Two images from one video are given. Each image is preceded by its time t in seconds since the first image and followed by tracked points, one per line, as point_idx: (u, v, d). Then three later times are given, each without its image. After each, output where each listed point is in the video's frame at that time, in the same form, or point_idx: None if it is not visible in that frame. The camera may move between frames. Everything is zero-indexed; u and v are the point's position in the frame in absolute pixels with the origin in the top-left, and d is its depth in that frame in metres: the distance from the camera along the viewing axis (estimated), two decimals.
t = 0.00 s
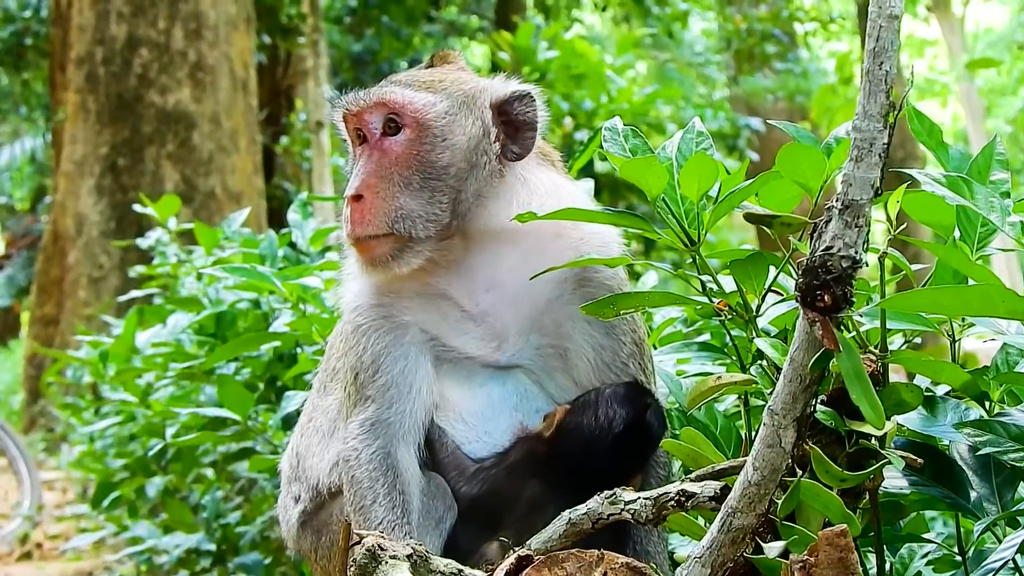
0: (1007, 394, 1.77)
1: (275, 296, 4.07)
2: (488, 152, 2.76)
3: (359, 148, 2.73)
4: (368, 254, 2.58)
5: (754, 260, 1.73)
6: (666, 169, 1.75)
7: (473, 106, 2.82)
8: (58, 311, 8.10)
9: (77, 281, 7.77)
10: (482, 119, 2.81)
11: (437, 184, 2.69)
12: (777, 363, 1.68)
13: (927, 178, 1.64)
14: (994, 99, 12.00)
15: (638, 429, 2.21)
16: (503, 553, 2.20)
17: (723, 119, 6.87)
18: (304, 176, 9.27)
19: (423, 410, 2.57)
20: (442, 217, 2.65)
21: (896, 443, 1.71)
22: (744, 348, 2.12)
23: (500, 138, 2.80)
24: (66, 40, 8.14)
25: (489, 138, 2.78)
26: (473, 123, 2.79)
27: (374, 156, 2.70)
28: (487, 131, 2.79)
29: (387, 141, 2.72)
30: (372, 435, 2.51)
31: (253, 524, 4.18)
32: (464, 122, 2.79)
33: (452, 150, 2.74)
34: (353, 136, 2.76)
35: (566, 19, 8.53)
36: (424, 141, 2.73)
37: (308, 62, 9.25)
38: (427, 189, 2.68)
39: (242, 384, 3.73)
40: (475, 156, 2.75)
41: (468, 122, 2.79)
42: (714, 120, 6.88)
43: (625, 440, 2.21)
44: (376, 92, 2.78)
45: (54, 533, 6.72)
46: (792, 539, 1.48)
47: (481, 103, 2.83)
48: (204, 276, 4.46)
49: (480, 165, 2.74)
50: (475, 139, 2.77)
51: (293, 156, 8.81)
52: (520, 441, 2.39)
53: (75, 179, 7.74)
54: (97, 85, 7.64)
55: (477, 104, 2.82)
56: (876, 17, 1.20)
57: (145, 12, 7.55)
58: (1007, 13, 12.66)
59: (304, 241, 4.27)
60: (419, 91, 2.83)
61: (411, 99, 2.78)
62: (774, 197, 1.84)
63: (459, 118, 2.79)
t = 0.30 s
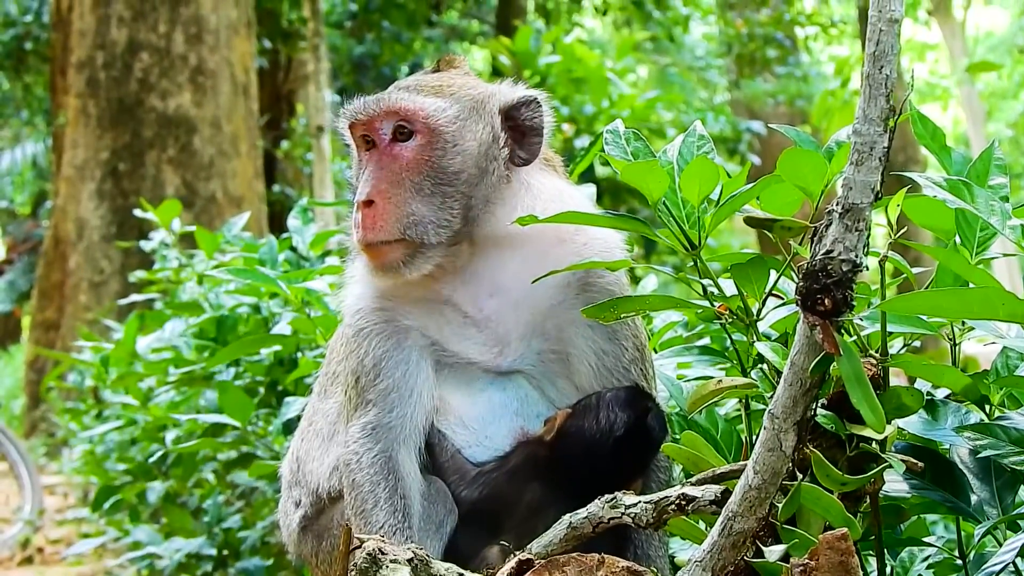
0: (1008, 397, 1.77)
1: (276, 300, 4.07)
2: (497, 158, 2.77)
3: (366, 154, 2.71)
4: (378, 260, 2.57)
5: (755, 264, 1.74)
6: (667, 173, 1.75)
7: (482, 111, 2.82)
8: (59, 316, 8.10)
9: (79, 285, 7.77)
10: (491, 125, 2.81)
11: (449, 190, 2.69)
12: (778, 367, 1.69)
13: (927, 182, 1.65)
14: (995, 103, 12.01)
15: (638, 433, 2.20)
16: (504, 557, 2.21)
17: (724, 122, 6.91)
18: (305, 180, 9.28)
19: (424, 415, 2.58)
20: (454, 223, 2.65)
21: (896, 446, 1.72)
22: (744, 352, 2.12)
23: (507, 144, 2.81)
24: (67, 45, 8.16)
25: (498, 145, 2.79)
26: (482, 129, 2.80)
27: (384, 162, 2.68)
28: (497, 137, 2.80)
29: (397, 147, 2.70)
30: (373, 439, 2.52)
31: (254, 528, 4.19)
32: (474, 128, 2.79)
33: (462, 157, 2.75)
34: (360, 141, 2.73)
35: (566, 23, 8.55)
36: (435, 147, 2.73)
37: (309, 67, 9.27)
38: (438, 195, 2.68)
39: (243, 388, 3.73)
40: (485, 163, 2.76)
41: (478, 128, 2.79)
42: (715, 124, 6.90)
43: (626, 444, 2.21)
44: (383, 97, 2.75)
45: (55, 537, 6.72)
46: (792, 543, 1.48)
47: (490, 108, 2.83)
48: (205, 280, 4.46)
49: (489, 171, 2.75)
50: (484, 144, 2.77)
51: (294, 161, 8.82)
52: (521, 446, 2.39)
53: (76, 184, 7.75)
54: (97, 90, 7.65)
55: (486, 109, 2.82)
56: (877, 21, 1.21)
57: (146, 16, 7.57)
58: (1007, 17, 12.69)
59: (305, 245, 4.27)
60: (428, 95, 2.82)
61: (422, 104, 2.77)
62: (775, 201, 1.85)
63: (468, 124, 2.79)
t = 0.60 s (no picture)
0: (1008, 400, 1.77)
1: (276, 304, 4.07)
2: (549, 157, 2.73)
3: (433, 142, 2.52)
4: (463, 249, 2.44)
5: (755, 267, 1.74)
6: (667, 176, 1.75)
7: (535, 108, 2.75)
8: (60, 319, 8.10)
9: (79, 289, 7.78)
10: (541, 123, 2.76)
11: (523, 186, 2.58)
12: (778, 369, 1.68)
13: (927, 184, 1.64)
14: (996, 106, 12.00)
15: (638, 436, 2.21)
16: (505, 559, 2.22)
17: (724, 124, 6.92)
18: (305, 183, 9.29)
19: (422, 418, 2.59)
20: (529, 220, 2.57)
21: (897, 450, 1.72)
22: (743, 356, 2.12)
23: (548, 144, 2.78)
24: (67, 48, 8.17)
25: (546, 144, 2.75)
26: (539, 126, 2.73)
27: (458, 151, 2.50)
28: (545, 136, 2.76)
29: (470, 136, 2.51)
30: (371, 443, 2.52)
31: (255, 531, 4.19)
32: (534, 124, 2.71)
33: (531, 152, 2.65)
34: (417, 126, 2.55)
35: (566, 26, 8.56)
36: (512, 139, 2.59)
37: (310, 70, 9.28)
38: (514, 189, 2.56)
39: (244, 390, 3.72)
40: (543, 161, 2.69)
41: (536, 124, 2.72)
42: (716, 127, 6.91)
43: (628, 447, 2.22)
44: (443, 82, 2.56)
45: (56, 540, 6.72)
46: (793, 546, 1.48)
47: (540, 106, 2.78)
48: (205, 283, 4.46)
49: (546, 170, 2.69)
50: (542, 142, 2.71)
51: (295, 164, 8.83)
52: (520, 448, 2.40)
53: (77, 187, 7.75)
54: (98, 93, 7.65)
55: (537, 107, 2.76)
56: (877, 23, 1.21)
57: (146, 20, 7.57)
58: (1008, 20, 12.69)
59: (305, 248, 4.26)
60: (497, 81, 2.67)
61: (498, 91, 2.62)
62: (775, 204, 1.85)
63: (530, 120, 2.70)
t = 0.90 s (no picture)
0: (1008, 401, 1.76)
1: (275, 306, 4.06)
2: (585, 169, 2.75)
3: (505, 133, 2.52)
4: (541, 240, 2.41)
5: (755, 268, 1.73)
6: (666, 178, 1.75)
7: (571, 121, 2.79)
8: (59, 321, 8.10)
9: (79, 290, 7.78)
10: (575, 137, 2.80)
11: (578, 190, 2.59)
12: (778, 371, 1.68)
13: (927, 184, 1.64)
14: (995, 107, 12.00)
15: (639, 438, 2.21)
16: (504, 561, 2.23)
17: (724, 126, 6.93)
18: (304, 185, 9.30)
19: (423, 419, 2.59)
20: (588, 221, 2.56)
21: (897, 451, 1.72)
22: (744, 357, 2.11)
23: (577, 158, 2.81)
24: (67, 50, 8.17)
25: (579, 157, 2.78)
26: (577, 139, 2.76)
27: (525, 147, 2.51)
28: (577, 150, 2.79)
29: (536, 134, 2.52)
30: (373, 444, 2.52)
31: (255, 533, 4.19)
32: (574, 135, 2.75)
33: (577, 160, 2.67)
34: (487, 120, 2.55)
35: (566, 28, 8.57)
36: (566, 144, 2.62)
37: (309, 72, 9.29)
38: (572, 191, 2.56)
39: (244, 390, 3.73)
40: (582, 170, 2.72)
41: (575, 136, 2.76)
42: (715, 129, 6.92)
43: (628, 448, 2.22)
44: (512, 77, 2.57)
45: (55, 542, 6.72)
46: (793, 547, 1.48)
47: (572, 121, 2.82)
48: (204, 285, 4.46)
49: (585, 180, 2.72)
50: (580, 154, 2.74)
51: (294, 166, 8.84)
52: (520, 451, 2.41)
53: (76, 189, 7.75)
54: (97, 95, 7.65)
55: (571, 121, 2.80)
56: (877, 25, 1.21)
57: (145, 21, 7.57)
58: (1008, 21, 12.69)
59: (304, 250, 4.26)
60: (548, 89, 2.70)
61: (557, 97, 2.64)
62: (775, 205, 1.85)
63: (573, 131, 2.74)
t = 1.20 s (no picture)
0: (1009, 403, 1.76)
1: (275, 308, 4.07)
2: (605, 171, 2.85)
3: (579, 126, 2.60)
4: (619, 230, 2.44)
5: (755, 271, 1.74)
6: (667, 180, 1.76)
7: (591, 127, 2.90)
8: (60, 323, 8.10)
9: (79, 293, 7.78)
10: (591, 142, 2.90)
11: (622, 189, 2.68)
12: (778, 373, 1.68)
13: (926, 188, 1.64)
14: (995, 109, 12.01)
15: (640, 440, 2.21)
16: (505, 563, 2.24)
17: (724, 128, 6.94)
18: (304, 187, 9.30)
19: (427, 420, 2.57)
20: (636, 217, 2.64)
21: (897, 453, 1.72)
22: (743, 359, 2.11)
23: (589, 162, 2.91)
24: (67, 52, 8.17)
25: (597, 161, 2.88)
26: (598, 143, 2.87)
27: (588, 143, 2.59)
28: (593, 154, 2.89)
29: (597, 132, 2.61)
30: (376, 445, 2.50)
31: (255, 535, 4.19)
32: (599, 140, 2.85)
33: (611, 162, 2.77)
34: (558, 111, 2.63)
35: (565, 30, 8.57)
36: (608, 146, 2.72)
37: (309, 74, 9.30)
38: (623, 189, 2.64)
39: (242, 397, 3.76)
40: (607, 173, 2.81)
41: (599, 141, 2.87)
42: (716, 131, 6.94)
43: (628, 451, 2.22)
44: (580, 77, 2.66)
45: (56, 544, 6.72)
46: (793, 549, 1.49)
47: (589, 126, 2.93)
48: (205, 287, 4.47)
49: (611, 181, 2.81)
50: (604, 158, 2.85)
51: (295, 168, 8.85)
52: (521, 453, 2.44)
53: (77, 191, 7.75)
54: (97, 97, 7.65)
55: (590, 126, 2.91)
56: (877, 27, 1.21)
57: (146, 23, 7.57)
58: (1007, 23, 12.69)
59: (304, 252, 4.27)
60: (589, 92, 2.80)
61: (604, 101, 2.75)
62: (774, 207, 1.85)
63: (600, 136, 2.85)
